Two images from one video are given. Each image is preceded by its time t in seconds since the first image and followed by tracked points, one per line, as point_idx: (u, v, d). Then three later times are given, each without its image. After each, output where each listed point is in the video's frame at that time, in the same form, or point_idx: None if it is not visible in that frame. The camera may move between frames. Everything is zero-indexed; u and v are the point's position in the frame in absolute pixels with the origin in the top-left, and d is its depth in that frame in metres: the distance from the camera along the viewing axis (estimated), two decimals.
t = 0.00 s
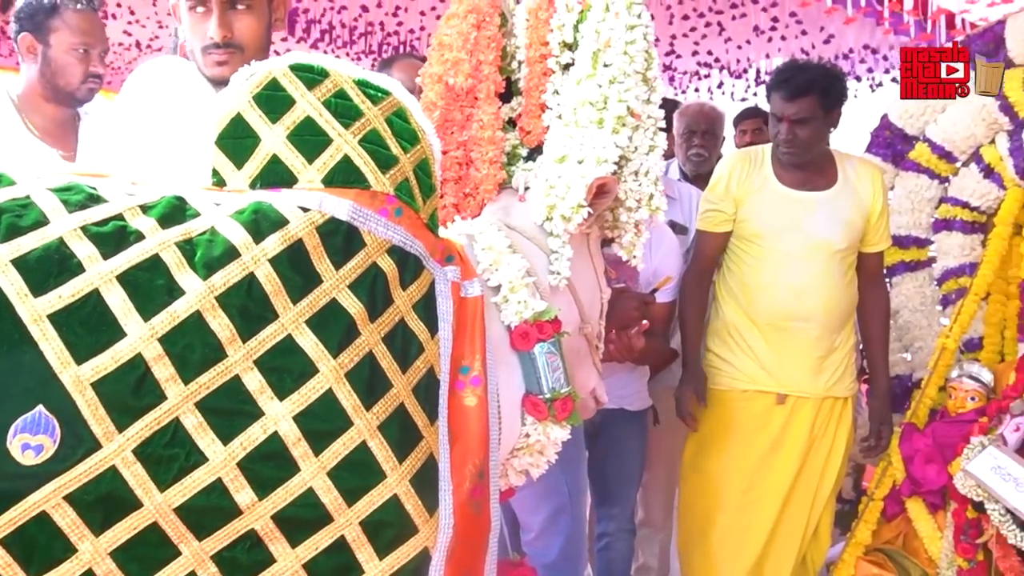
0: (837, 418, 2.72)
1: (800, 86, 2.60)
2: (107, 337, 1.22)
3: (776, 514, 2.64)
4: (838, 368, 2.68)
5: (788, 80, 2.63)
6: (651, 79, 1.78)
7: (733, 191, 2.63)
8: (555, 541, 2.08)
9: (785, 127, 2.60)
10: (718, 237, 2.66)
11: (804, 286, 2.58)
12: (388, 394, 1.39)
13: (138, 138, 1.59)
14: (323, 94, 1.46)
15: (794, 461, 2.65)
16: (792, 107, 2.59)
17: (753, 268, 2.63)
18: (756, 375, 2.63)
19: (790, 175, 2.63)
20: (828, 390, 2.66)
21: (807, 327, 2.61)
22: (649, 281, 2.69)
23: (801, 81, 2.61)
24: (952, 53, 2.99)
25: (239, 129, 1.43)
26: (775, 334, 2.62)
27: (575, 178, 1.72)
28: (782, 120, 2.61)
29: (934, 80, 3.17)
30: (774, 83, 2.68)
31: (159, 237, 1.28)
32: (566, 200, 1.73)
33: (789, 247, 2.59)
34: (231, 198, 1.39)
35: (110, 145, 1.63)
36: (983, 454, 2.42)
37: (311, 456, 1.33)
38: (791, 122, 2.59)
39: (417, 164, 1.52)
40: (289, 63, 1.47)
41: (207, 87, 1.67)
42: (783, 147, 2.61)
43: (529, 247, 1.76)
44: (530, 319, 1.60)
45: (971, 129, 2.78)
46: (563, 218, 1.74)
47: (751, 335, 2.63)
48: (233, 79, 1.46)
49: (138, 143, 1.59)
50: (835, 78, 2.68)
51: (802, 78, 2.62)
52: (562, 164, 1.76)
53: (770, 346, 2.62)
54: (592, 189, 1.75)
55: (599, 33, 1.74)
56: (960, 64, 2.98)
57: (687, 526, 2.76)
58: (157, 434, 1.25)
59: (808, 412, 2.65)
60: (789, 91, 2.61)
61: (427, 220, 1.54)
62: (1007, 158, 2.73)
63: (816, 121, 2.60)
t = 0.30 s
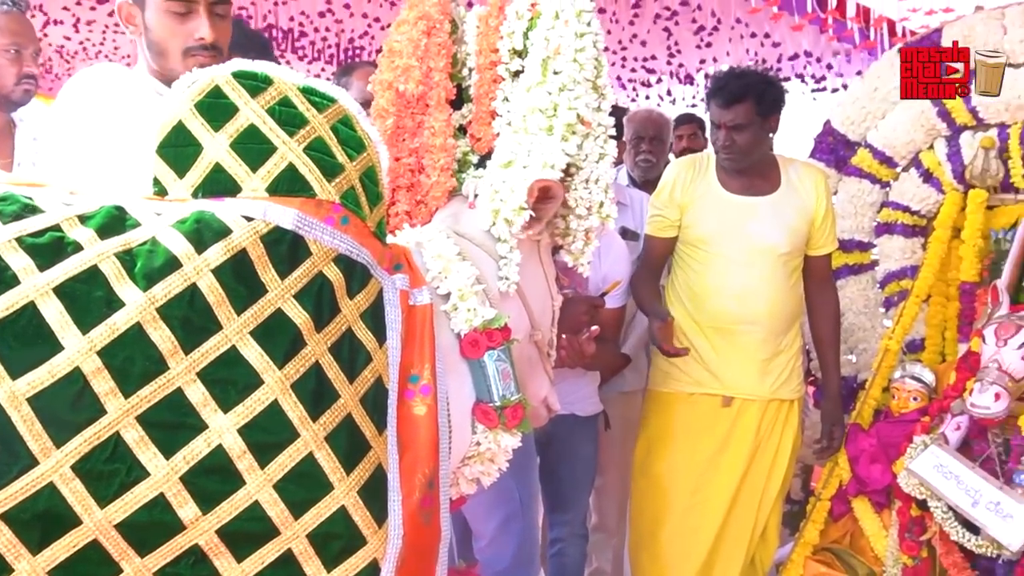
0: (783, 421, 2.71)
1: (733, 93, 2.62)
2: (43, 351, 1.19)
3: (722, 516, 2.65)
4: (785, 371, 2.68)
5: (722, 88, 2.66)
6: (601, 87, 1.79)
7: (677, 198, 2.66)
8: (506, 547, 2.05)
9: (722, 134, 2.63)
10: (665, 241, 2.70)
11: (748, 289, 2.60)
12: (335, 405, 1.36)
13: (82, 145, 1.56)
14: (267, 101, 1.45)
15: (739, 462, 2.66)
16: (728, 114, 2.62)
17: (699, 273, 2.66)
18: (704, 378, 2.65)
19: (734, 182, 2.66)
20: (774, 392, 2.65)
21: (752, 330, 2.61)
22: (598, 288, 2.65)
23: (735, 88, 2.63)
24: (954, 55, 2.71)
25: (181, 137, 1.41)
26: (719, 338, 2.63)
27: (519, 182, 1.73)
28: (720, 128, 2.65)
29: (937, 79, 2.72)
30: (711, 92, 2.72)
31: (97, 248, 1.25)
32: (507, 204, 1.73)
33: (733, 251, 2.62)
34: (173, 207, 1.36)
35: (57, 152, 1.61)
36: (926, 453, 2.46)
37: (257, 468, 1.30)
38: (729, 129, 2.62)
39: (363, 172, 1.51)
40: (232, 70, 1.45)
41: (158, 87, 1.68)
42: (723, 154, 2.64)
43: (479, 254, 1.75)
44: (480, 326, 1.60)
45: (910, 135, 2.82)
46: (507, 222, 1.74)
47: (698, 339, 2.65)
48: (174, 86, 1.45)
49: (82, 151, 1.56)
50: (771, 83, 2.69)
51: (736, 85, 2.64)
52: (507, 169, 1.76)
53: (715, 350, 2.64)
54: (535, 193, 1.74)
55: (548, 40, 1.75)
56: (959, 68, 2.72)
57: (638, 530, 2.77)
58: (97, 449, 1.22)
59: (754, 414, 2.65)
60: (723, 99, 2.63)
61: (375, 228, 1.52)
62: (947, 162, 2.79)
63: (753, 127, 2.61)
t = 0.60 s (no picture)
0: (734, 424, 2.66)
1: (698, 101, 2.52)
2: None
3: (675, 520, 2.60)
4: (737, 372, 2.62)
5: (684, 96, 2.55)
6: (556, 91, 1.75)
7: (628, 203, 2.62)
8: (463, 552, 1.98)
9: (688, 144, 2.53)
10: (616, 245, 2.66)
11: (700, 291, 2.54)
12: (283, 413, 1.34)
13: (22, 148, 1.52)
14: (212, 106, 1.42)
15: (692, 464, 2.61)
16: (692, 124, 2.52)
17: (651, 276, 2.60)
18: (657, 380, 2.60)
19: (685, 186, 2.60)
20: (725, 393, 2.59)
21: (703, 332, 2.56)
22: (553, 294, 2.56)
23: (697, 96, 2.53)
24: (954, 54, 2.49)
25: (124, 142, 1.39)
26: (671, 341, 2.58)
27: (474, 188, 1.70)
28: (684, 137, 2.54)
29: (937, 78, 2.50)
30: (666, 102, 2.60)
31: (35, 255, 1.19)
32: (465, 210, 1.70)
33: (683, 253, 2.56)
34: (114, 214, 1.32)
35: None
36: (874, 452, 2.35)
37: (203, 479, 1.27)
38: (694, 138, 2.53)
39: (311, 176, 1.49)
40: (176, 74, 1.42)
41: (108, 91, 1.67)
42: (687, 162, 2.54)
43: (433, 260, 1.72)
44: (433, 332, 1.58)
45: (856, 139, 2.68)
46: (462, 228, 1.71)
47: (649, 342, 2.59)
48: (116, 89, 1.42)
49: (22, 154, 1.52)
50: (722, 86, 2.62)
51: (697, 93, 2.54)
52: (463, 173, 1.73)
53: (667, 353, 2.58)
54: (491, 198, 1.72)
55: (502, 44, 1.69)
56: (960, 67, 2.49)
57: (594, 535, 2.70)
58: (36, 462, 1.16)
59: (707, 415, 2.59)
60: (687, 108, 2.53)
61: (324, 234, 1.51)
62: (891, 165, 2.66)
63: (715, 134, 2.55)
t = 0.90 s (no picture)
0: (685, 423, 2.57)
1: (642, 100, 2.47)
2: None
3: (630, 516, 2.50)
4: (689, 372, 2.55)
5: (629, 95, 2.50)
6: (506, 89, 1.76)
7: (581, 203, 2.52)
8: (417, 554, 1.96)
9: (632, 142, 2.46)
10: (570, 247, 2.56)
11: (652, 290, 2.47)
12: (230, 417, 1.32)
13: None
14: (156, 105, 1.38)
15: (647, 459, 2.51)
16: (637, 122, 2.46)
17: (604, 276, 2.52)
18: (609, 381, 2.51)
19: (637, 186, 2.52)
20: (677, 392, 2.51)
21: (655, 332, 2.48)
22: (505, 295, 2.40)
23: (643, 95, 2.48)
24: (954, 54, 2.41)
25: (64, 142, 1.32)
26: (625, 342, 2.49)
27: (428, 189, 1.69)
28: (629, 136, 2.48)
29: (937, 78, 2.44)
30: (616, 101, 2.55)
31: None
32: (419, 212, 1.69)
33: (636, 253, 2.48)
34: (54, 215, 1.26)
35: None
36: (824, 449, 2.32)
37: (146, 486, 1.24)
38: (638, 136, 2.46)
39: (260, 177, 1.46)
40: (119, 73, 1.37)
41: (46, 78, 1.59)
42: (632, 161, 2.47)
43: (386, 261, 1.69)
44: (384, 334, 1.57)
45: (806, 140, 2.67)
46: (416, 230, 1.69)
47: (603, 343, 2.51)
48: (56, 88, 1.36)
49: None
50: (673, 89, 2.57)
51: (643, 92, 2.49)
52: (415, 174, 1.71)
53: (621, 355, 2.49)
54: (445, 200, 1.71)
55: (452, 42, 1.69)
56: (960, 67, 2.43)
57: (549, 533, 2.59)
58: None
59: (659, 414, 2.51)
60: (632, 106, 2.47)
61: (273, 235, 1.48)
62: (840, 166, 2.65)
63: (662, 134, 2.48)
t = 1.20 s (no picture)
0: (635, 420, 2.43)
1: (578, 93, 2.32)
2: None
3: (577, 517, 2.37)
4: (639, 370, 2.41)
5: (566, 90, 2.36)
6: (461, 91, 1.75)
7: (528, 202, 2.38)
8: (366, 555, 1.96)
9: (569, 137, 2.34)
10: (521, 246, 2.42)
11: (601, 288, 2.33)
12: (171, 419, 1.28)
13: None
14: (98, 100, 1.28)
15: (594, 462, 2.37)
16: (574, 116, 2.32)
17: (554, 273, 2.38)
18: (558, 382, 2.37)
19: (585, 184, 2.38)
20: (627, 390, 2.37)
21: (604, 330, 2.34)
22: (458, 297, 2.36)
23: (579, 89, 2.34)
24: (955, 53, 2.28)
25: None
26: (574, 342, 2.36)
27: (380, 190, 1.66)
28: (567, 131, 2.35)
29: (937, 78, 2.32)
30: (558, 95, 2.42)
31: None
32: (371, 211, 1.66)
33: (584, 249, 2.34)
34: None
35: None
36: (772, 444, 2.26)
37: (85, 489, 1.21)
38: (576, 131, 2.32)
39: (204, 175, 1.38)
40: (58, 66, 1.27)
41: None
42: (571, 157, 2.34)
43: (335, 261, 1.67)
44: (332, 334, 1.55)
45: (754, 140, 2.64)
46: (368, 230, 1.67)
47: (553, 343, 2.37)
48: None
49: None
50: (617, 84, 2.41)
51: (580, 85, 2.35)
52: (369, 173, 1.69)
53: (571, 355, 2.36)
54: (398, 200, 1.69)
55: (407, 41, 1.68)
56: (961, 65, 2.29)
57: (496, 534, 2.47)
58: None
59: (608, 412, 2.37)
60: (569, 100, 2.33)
61: (217, 234, 1.40)
62: (787, 166, 2.63)
63: (601, 129, 2.32)
